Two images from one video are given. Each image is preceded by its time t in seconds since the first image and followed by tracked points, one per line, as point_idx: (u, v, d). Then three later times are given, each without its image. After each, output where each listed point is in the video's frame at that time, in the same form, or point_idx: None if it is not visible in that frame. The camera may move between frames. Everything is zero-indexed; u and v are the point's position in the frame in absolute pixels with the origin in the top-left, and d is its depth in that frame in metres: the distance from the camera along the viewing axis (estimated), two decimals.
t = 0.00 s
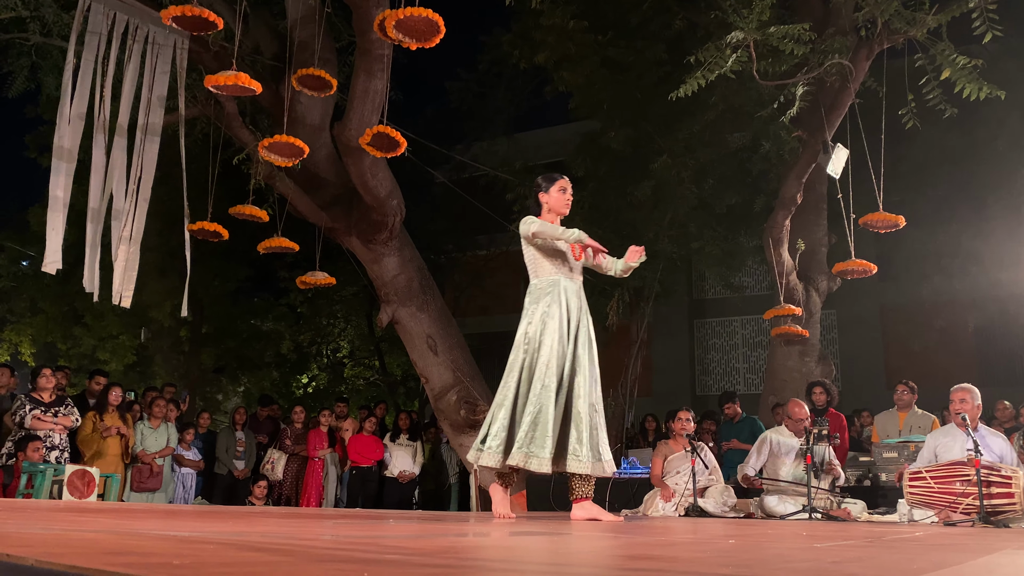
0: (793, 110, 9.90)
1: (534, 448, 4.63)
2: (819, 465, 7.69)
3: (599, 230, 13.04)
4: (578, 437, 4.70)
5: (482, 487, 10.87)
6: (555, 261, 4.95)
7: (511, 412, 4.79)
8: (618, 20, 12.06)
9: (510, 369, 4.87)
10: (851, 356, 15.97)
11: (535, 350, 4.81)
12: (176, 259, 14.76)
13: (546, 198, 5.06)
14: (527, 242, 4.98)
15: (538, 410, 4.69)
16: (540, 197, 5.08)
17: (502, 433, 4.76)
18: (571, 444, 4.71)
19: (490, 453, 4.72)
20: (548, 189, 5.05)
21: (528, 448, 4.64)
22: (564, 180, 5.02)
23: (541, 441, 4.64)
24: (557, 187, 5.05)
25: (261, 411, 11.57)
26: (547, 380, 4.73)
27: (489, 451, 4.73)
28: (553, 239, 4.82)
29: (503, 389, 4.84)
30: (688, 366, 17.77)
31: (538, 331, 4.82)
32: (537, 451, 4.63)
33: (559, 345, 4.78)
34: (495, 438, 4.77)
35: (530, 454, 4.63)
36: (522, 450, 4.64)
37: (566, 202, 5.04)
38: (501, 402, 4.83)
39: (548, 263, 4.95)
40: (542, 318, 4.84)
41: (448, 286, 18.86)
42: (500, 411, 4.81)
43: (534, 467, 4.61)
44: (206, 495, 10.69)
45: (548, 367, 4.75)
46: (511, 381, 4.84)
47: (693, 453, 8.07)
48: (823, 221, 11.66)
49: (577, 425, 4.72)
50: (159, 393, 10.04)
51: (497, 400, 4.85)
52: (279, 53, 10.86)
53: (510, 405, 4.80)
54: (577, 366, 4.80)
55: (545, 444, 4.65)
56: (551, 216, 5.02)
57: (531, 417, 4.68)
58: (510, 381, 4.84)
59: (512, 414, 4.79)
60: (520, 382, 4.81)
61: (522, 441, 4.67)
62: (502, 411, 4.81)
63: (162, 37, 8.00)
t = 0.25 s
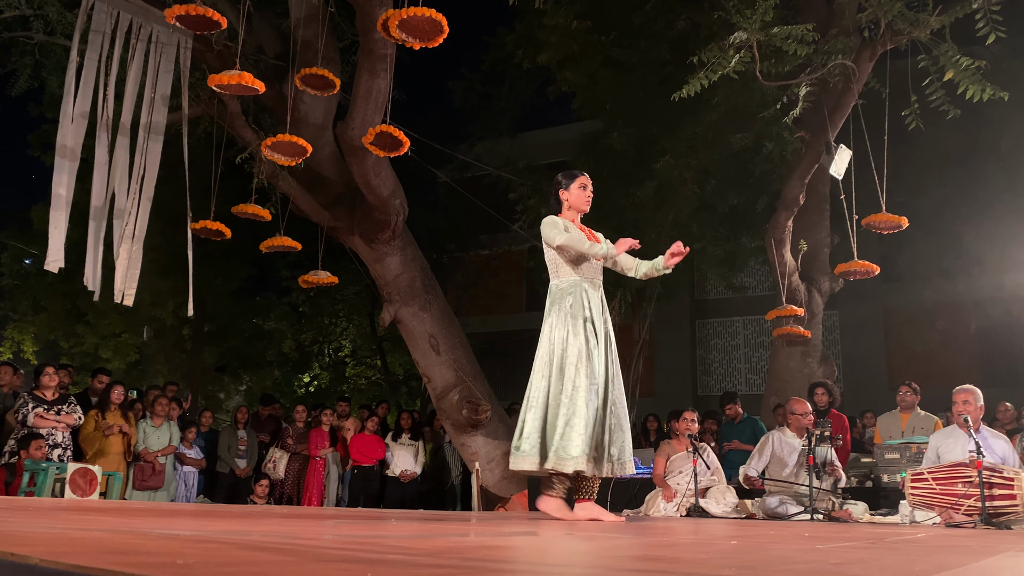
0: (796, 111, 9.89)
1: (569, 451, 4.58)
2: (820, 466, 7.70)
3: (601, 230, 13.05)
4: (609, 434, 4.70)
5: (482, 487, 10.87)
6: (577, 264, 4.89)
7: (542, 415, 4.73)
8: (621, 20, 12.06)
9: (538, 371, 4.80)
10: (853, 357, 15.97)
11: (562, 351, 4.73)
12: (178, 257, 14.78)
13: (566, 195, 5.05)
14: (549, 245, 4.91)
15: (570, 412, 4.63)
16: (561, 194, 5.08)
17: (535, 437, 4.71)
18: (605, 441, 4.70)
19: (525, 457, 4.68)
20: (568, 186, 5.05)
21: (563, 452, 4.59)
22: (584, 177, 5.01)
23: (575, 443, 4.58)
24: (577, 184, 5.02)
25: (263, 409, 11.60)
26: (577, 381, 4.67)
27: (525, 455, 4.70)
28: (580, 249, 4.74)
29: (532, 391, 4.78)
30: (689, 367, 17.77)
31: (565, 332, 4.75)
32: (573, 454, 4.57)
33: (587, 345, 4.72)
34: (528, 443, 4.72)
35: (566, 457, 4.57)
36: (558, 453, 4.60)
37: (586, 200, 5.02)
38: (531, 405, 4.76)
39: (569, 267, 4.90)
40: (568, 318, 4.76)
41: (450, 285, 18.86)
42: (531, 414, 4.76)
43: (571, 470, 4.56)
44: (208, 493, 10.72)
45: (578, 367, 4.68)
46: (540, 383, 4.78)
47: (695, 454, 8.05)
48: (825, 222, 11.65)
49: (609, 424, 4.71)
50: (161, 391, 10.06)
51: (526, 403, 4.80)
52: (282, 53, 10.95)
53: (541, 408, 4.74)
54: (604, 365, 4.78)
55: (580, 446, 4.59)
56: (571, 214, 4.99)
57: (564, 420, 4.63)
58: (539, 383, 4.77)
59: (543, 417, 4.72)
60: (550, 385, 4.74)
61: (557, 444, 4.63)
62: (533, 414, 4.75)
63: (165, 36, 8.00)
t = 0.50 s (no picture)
0: (796, 112, 9.88)
1: (614, 449, 4.47)
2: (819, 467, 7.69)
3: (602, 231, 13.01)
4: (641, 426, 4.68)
5: (482, 487, 10.81)
6: (593, 263, 4.82)
7: (576, 416, 4.61)
8: (622, 20, 12.07)
9: (563, 374, 4.71)
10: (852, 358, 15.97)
11: (587, 350, 4.66)
12: (178, 256, 14.78)
13: (577, 195, 5.02)
14: (564, 243, 4.83)
15: (607, 409, 4.54)
16: (571, 194, 5.05)
17: (574, 439, 4.57)
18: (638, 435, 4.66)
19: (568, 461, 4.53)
20: (579, 186, 5.03)
21: (609, 449, 4.47)
22: (596, 177, 5.00)
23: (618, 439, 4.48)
24: (589, 183, 5.01)
25: (262, 409, 11.60)
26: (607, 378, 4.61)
27: (567, 458, 4.55)
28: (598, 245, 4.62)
29: (561, 394, 4.67)
30: (689, 367, 17.77)
31: (588, 330, 4.67)
32: (619, 451, 4.47)
33: (609, 341, 4.69)
34: (566, 446, 4.58)
35: (613, 454, 4.45)
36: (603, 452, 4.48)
37: (597, 200, 5.01)
38: (563, 408, 4.64)
39: (586, 266, 4.82)
40: (588, 317, 4.69)
41: (450, 286, 18.86)
42: (564, 418, 4.63)
43: (618, 467, 4.44)
44: (206, 492, 10.71)
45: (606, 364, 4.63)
46: (568, 385, 4.68)
47: (694, 454, 8.05)
48: (825, 223, 11.66)
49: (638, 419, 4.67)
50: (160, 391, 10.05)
51: (557, 407, 4.67)
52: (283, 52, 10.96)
53: (574, 410, 4.62)
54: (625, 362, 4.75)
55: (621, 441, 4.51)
56: (583, 213, 4.97)
57: (602, 418, 4.53)
58: (569, 384, 4.67)
59: (578, 418, 4.61)
60: (580, 385, 4.64)
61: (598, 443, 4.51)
62: (565, 417, 4.63)
63: (166, 35, 8.00)
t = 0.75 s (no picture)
0: (794, 114, 9.88)
1: (636, 445, 4.44)
2: (815, 469, 7.70)
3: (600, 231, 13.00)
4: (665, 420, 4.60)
5: (479, 487, 10.79)
6: (600, 264, 4.80)
7: (594, 416, 4.60)
8: (620, 21, 12.08)
9: (578, 374, 4.71)
10: (850, 359, 15.98)
11: (599, 349, 4.65)
12: (176, 255, 14.77)
13: (583, 196, 4.97)
14: (572, 244, 4.82)
15: (625, 406, 4.51)
16: (577, 193, 4.99)
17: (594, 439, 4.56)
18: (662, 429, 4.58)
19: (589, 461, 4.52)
20: (586, 187, 4.98)
21: (631, 447, 4.44)
22: (603, 179, 4.94)
23: (638, 435, 4.46)
24: (595, 185, 4.95)
25: (259, 409, 11.59)
26: (623, 374, 4.58)
27: (588, 459, 4.53)
28: (610, 247, 4.55)
29: (577, 395, 4.67)
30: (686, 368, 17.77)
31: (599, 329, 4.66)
32: (640, 447, 4.44)
33: (619, 337, 4.65)
34: (586, 447, 4.57)
35: (635, 451, 4.43)
36: (625, 449, 4.45)
37: (604, 201, 4.95)
38: (580, 408, 4.64)
39: (592, 267, 4.80)
40: (598, 315, 4.68)
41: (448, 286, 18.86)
42: (582, 418, 4.62)
43: (641, 463, 4.40)
44: (203, 492, 10.70)
45: (620, 361, 4.60)
46: (584, 385, 4.67)
47: (691, 455, 8.06)
48: (823, 224, 11.67)
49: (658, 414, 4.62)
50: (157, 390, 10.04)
51: (574, 408, 4.66)
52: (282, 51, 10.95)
53: (592, 410, 4.62)
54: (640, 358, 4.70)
55: (640, 437, 4.47)
56: (589, 215, 4.90)
57: (621, 415, 4.50)
58: (585, 384, 4.66)
59: (596, 417, 4.60)
60: (596, 384, 4.64)
61: (617, 441, 4.49)
62: (583, 418, 4.62)
63: (164, 34, 7.99)
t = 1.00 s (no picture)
0: (790, 116, 9.90)
1: (636, 442, 4.43)
2: (809, 470, 7.71)
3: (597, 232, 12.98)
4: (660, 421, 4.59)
5: (475, 488, 10.80)
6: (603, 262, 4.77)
7: (591, 414, 4.59)
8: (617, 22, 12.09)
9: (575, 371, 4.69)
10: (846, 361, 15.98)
11: (597, 347, 4.64)
12: (172, 255, 14.74)
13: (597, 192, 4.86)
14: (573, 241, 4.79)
15: (622, 406, 4.51)
16: (588, 190, 4.88)
17: (592, 438, 4.55)
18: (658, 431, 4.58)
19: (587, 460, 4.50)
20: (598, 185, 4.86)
21: (631, 444, 4.43)
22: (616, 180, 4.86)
23: (639, 433, 4.45)
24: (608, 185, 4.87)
25: (255, 409, 11.57)
26: (622, 372, 4.58)
27: (582, 458, 4.52)
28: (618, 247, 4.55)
29: (573, 394, 4.65)
30: (683, 369, 17.78)
31: (598, 326, 4.65)
32: (641, 445, 4.43)
33: (616, 337, 4.65)
34: (583, 445, 4.55)
35: (637, 447, 4.43)
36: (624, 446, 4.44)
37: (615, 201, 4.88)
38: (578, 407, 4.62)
39: (592, 264, 4.77)
40: (596, 313, 4.67)
41: (444, 286, 18.85)
42: (579, 416, 4.60)
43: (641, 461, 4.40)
44: (198, 492, 10.68)
45: (618, 360, 4.61)
46: (581, 383, 4.66)
47: (687, 456, 8.08)
48: (820, 226, 11.69)
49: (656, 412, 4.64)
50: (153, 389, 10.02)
51: (570, 407, 4.64)
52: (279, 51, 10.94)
53: (588, 409, 4.60)
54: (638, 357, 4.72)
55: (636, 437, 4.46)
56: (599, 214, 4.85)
57: (620, 414, 4.49)
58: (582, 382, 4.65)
59: (591, 416, 4.58)
60: (593, 382, 4.62)
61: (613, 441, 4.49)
62: (580, 416, 4.60)
63: (161, 33, 7.98)
